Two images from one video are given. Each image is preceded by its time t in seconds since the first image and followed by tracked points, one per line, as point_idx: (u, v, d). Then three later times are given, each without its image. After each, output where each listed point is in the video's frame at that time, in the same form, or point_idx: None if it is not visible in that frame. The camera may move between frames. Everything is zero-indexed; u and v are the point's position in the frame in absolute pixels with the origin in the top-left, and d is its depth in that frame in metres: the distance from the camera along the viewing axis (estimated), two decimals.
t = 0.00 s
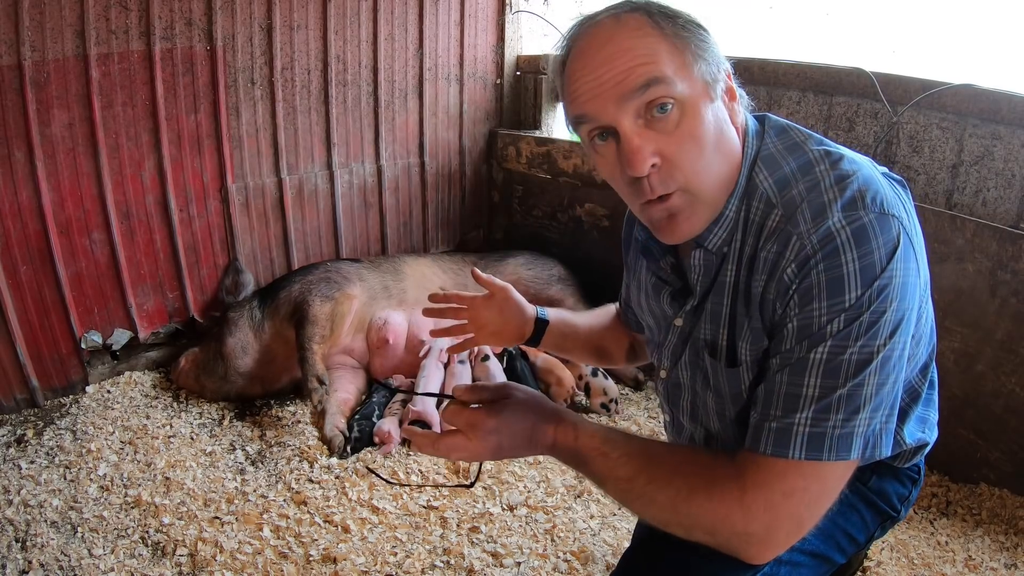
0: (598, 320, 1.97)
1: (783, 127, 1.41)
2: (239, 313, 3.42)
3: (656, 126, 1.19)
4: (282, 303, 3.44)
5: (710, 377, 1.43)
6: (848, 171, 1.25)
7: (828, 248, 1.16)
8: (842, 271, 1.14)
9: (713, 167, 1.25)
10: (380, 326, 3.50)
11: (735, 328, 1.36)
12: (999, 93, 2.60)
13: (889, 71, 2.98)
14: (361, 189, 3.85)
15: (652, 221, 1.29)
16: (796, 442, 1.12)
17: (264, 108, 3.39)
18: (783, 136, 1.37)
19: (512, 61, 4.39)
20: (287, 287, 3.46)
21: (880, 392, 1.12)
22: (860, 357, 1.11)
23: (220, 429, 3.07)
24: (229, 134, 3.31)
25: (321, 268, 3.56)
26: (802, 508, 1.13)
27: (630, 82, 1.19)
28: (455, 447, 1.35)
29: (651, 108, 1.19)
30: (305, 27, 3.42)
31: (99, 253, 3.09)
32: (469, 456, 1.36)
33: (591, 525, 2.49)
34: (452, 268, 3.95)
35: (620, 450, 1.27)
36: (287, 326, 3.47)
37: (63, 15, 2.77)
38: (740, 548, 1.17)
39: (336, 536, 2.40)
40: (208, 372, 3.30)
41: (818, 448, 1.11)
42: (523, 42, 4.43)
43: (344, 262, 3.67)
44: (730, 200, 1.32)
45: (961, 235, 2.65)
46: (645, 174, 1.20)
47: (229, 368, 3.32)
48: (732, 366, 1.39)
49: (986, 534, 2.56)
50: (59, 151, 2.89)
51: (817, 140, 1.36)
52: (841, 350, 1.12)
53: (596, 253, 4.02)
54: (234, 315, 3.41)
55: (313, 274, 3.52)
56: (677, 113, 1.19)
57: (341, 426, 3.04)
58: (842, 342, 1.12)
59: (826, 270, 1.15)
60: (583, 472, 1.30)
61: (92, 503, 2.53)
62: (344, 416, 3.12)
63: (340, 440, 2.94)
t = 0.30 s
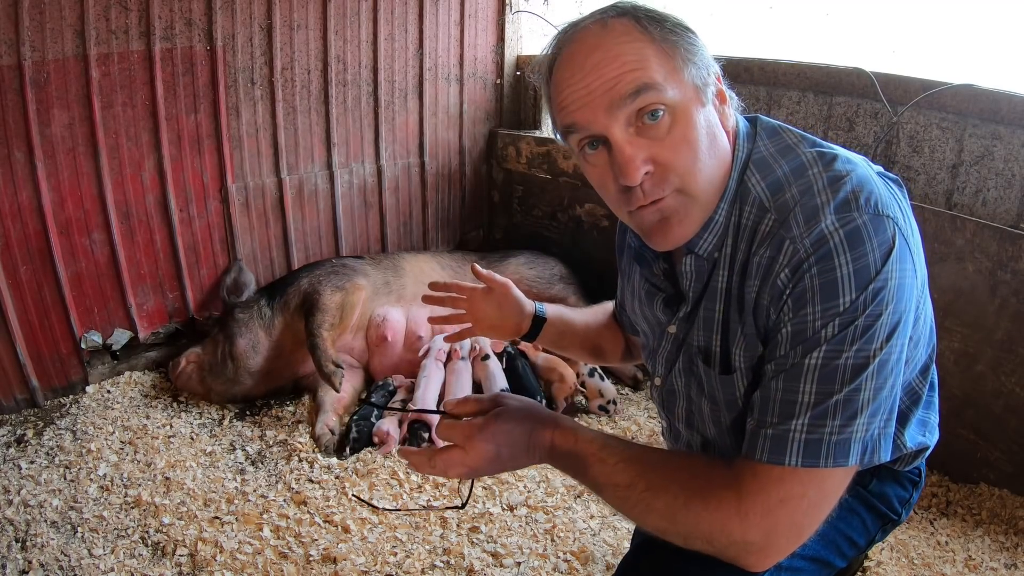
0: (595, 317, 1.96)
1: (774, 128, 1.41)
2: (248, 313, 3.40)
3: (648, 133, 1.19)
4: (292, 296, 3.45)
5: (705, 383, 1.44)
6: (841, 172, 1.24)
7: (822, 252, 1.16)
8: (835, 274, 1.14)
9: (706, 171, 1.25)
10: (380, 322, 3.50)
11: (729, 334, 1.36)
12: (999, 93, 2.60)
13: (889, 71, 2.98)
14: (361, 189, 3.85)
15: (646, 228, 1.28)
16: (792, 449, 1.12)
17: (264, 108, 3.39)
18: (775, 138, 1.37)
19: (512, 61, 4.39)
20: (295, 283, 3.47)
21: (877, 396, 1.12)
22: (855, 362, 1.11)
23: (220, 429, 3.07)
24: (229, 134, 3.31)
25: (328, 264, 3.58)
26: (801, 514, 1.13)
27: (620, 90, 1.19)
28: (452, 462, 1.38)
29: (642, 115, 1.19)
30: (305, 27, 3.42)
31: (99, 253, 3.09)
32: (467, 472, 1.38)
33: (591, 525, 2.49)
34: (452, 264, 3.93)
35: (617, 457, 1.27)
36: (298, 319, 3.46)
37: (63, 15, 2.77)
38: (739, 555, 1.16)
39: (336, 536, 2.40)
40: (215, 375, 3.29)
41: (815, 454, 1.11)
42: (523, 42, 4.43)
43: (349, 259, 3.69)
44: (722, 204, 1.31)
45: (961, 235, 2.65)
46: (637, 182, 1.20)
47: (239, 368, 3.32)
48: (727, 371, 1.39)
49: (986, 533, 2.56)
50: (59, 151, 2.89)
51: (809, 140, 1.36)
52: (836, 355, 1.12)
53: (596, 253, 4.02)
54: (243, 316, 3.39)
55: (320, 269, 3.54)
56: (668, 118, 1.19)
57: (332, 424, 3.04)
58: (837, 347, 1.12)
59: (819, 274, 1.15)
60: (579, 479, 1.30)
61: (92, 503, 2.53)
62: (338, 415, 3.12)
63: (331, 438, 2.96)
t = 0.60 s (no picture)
0: (593, 321, 1.96)
1: (782, 131, 1.41)
2: (255, 315, 3.40)
3: (654, 139, 1.19)
4: (300, 297, 3.45)
5: (708, 387, 1.44)
6: (850, 176, 1.24)
7: (829, 255, 1.16)
8: (843, 278, 1.14)
9: (711, 178, 1.25)
10: (384, 322, 3.51)
11: (733, 337, 1.37)
12: (999, 93, 2.60)
13: (889, 71, 2.98)
14: (361, 189, 3.85)
15: (650, 233, 1.29)
16: (796, 453, 1.12)
17: (264, 108, 3.39)
18: (783, 142, 1.38)
19: (512, 61, 4.39)
20: (303, 284, 3.47)
21: (882, 401, 1.12)
22: (861, 367, 1.11)
23: (220, 429, 3.07)
24: (229, 134, 3.31)
25: (333, 263, 3.59)
26: (803, 518, 1.13)
27: (627, 94, 1.19)
28: (449, 476, 1.30)
29: (647, 120, 1.19)
30: (305, 27, 3.42)
31: (99, 253, 3.09)
32: (464, 485, 1.31)
33: (591, 525, 2.49)
34: (450, 262, 3.94)
35: (616, 464, 1.27)
36: (308, 319, 3.48)
37: (63, 15, 2.77)
38: (742, 560, 1.16)
39: (336, 536, 2.40)
40: (222, 378, 3.28)
41: (819, 458, 1.11)
42: (523, 42, 4.43)
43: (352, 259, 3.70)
44: (729, 209, 1.31)
45: (961, 235, 2.65)
46: (642, 189, 1.20)
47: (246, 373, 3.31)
48: (730, 375, 1.40)
49: (986, 533, 2.56)
50: (59, 151, 2.89)
51: (818, 144, 1.36)
52: (842, 359, 1.11)
53: (596, 253, 4.02)
54: (251, 319, 3.38)
55: (326, 269, 3.54)
56: (675, 124, 1.19)
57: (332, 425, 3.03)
58: (843, 352, 1.12)
59: (827, 278, 1.15)
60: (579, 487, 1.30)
61: (92, 503, 2.53)
62: (337, 415, 3.12)
63: (330, 439, 2.95)
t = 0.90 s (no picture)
0: (603, 314, 1.95)
1: (795, 134, 1.41)
2: (261, 316, 3.41)
3: (646, 153, 1.19)
4: (309, 298, 3.44)
5: (714, 387, 1.44)
6: (865, 180, 1.24)
7: (843, 259, 1.16)
8: (856, 282, 1.14)
9: (706, 193, 1.24)
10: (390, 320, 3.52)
11: (742, 339, 1.37)
12: (999, 93, 2.60)
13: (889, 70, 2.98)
14: (361, 189, 3.85)
15: (641, 236, 1.32)
16: (805, 454, 1.12)
17: (264, 108, 3.39)
18: (797, 146, 1.37)
19: (512, 61, 4.39)
20: (310, 283, 3.47)
21: (892, 405, 1.12)
22: (872, 370, 1.11)
23: (220, 429, 3.07)
24: (229, 134, 3.31)
25: (339, 262, 3.59)
26: (811, 518, 1.14)
27: (623, 109, 1.18)
28: (455, 468, 1.33)
29: (644, 134, 1.18)
30: (305, 27, 3.42)
31: (99, 253, 3.09)
32: (469, 477, 1.33)
33: (591, 525, 2.49)
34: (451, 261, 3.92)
35: (626, 461, 1.26)
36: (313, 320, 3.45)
37: (63, 15, 2.77)
38: (749, 558, 1.17)
39: (336, 536, 2.40)
40: (228, 377, 3.30)
41: (828, 459, 1.11)
42: (523, 42, 4.43)
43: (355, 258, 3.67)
44: (739, 211, 1.32)
45: (961, 235, 2.65)
46: (629, 200, 1.23)
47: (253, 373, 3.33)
48: (739, 376, 1.40)
49: (986, 533, 2.56)
50: (59, 151, 2.89)
51: (832, 149, 1.36)
52: (853, 362, 1.12)
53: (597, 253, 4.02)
54: (257, 320, 3.40)
55: (332, 268, 3.53)
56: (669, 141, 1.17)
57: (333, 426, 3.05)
58: (855, 355, 1.12)
59: (840, 281, 1.15)
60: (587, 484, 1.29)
61: (92, 503, 2.53)
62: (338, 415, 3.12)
63: (330, 439, 2.96)
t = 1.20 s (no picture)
0: (610, 307, 1.96)
1: (805, 137, 1.41)
2: (263, 314, 3.38)
3: (610, 168, 1.24)
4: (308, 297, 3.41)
5: (716, 384, 1.44)
6: (874, 184, 1.24)
7: (850, 262, 1.15)
8: (862, 286, 1.13)
9: (668, 208, 1.27)
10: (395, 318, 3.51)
11: (745, 338, 1.37)
12: (999, 93, 2.60)
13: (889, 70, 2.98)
14: (361, 189, 3.85)
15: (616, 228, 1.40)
16: (805, 454, 1.12)
17: (264, 108, 3.40)
18: (807, 149, 1.37)
19: (512, 61, 4.39)
20: (314, 280, 3.46)
21: (893, 410, 1.12)
22: (875, 375, 1.11)
23: (220, 429, 3.07)
24: (229, 134, 3.32)
25: (340, 261, 3.60)
26: (806, 519, 1.14)
27: (587, 130, 1.22)
28: (452, 468, 1.33)
29: (605, 154, 1.23)
30: (305, 27, 3.42)
31: (99, 253, 3.09)
32: (467, 477, 1.33)
33: (591, 525, 2.49)
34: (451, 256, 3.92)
35: (623, 462, 1.26)
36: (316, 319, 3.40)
37: (63, 15, 2.77)
38: (743, 557, 1.17)
39: (336, 536, 2.40)
40: (231, 377, 3.26)
41: (827, 461, 1.12)
42: (523, 42, 4.43)
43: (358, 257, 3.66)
44: (746, 213, 1.32)
45: (961, 235, 2.65)
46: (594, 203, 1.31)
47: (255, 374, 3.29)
48: (741, 374, 1.40)
49: (986, 533, 2.56)
50: (59, 151, 2.89)
51: (844, 152, 1.36)
52: (856, 366, 1.12)
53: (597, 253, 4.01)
54: (260, 319, 3.37)
55: (334, 267, 3.54)
56: (629, 163, 1.21)
57: (337, 427, 3.03)
58: (859, 358, 1.12)
59: (846, 283, 1.15)
60: (584, 485, 1.29)
61: (92, 503, 2.53)
62: (341, 416, 3.11)
63: (334, 440, 2.94)
